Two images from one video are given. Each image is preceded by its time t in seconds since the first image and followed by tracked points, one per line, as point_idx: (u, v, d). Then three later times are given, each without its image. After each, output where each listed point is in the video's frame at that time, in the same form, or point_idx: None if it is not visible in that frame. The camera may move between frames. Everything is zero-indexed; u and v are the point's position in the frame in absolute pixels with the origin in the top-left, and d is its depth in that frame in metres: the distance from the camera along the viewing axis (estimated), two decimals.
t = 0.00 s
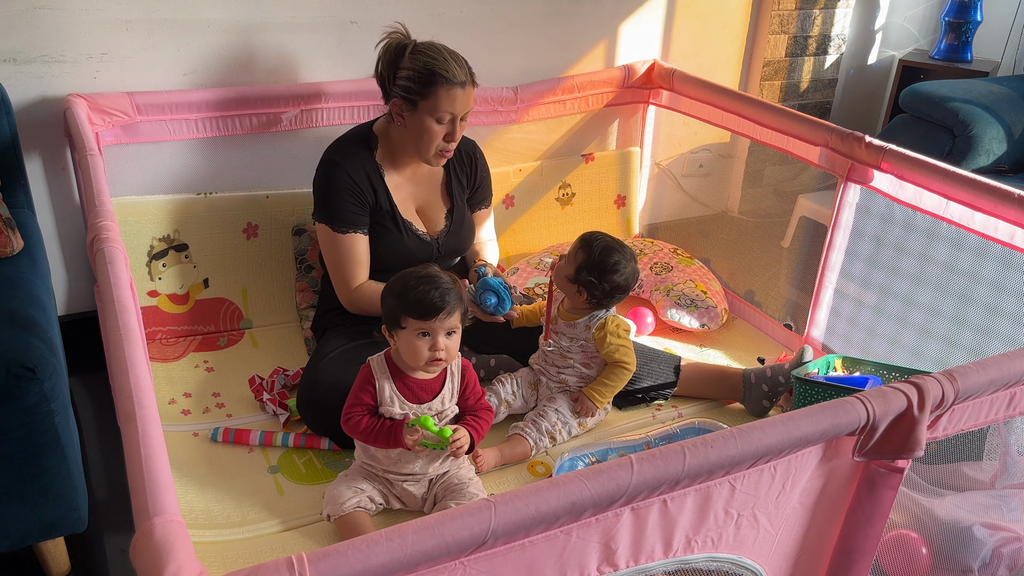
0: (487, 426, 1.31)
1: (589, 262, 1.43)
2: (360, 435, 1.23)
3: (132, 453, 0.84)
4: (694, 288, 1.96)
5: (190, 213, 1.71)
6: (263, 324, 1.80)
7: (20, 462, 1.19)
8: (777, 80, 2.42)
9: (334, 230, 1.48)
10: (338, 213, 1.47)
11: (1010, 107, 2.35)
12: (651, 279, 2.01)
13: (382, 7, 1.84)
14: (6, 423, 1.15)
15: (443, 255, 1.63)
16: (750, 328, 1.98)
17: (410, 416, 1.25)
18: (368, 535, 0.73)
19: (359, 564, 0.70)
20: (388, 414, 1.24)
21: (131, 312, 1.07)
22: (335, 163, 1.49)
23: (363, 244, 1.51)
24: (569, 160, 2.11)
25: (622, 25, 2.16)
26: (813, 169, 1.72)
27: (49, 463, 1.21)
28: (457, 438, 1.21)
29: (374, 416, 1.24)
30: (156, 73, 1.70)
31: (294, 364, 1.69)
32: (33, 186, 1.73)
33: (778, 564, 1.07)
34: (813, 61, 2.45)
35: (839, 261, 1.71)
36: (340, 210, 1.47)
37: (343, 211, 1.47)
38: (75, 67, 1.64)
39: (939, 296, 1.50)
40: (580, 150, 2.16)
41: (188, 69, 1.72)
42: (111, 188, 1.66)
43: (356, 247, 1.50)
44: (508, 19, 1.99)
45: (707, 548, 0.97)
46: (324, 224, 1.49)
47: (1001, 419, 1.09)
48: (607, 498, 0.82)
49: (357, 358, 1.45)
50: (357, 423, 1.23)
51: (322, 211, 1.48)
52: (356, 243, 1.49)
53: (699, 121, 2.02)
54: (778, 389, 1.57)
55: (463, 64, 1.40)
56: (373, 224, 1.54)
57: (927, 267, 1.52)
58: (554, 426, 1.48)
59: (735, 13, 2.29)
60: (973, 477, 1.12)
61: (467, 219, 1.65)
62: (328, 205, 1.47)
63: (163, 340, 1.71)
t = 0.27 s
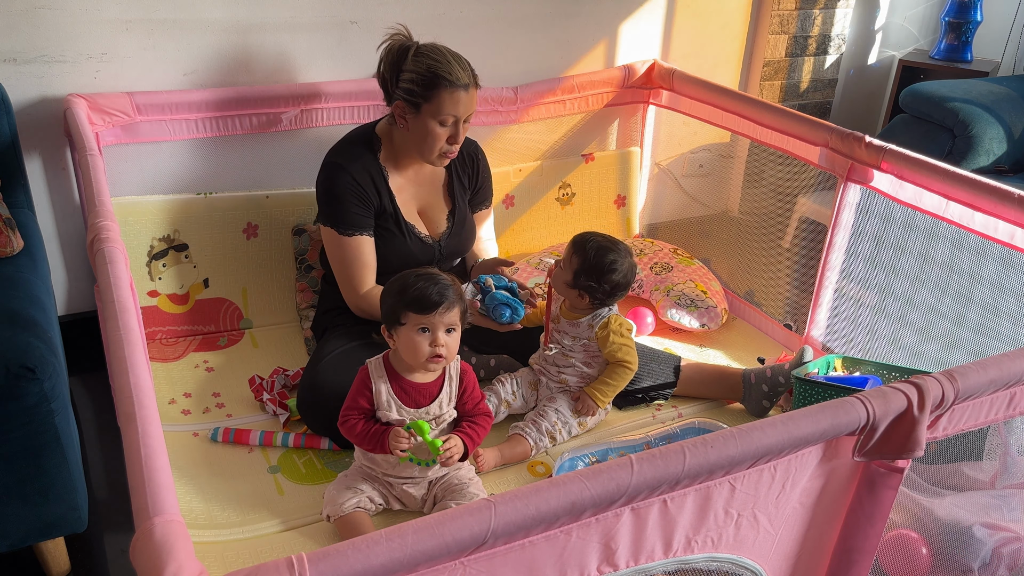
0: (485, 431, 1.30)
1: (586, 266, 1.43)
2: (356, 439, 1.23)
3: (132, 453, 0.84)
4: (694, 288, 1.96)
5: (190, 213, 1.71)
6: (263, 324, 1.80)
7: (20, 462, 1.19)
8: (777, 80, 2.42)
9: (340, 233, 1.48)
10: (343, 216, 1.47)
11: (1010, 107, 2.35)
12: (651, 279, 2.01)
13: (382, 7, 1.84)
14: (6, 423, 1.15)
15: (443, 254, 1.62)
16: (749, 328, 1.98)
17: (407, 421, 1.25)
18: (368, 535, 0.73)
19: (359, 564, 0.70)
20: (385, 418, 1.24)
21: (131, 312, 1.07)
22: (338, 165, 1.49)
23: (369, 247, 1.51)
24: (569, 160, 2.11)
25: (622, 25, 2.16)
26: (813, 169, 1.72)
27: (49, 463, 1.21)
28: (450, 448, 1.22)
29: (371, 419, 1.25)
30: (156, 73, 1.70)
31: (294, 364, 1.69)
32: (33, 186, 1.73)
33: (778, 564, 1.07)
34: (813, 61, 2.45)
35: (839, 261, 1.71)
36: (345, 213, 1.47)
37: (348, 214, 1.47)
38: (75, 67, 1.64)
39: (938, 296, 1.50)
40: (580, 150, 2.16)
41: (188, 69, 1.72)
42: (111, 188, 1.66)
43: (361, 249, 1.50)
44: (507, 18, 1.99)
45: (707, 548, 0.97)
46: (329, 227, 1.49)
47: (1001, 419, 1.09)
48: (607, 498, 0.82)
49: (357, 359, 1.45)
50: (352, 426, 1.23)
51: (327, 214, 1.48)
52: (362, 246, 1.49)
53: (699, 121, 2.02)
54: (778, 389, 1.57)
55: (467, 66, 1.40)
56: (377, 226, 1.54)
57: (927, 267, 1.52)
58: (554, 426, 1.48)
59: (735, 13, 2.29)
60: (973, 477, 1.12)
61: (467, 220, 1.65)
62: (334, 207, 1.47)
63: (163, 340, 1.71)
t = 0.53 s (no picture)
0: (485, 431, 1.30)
1: (592, 271, 1.43)
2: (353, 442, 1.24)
3: (132, 453, 0.84)
4: (694, 288, 1.96)
5: (190, 213, 1.71)
6: (263, 324, 1.80)
7: (20, 461, 1.19)
8: (777, 80, 2.42)
9: (341, 233, 1.48)
10: (346, 217, 1.47)
11: (1010, 107, 2.35)
12: (651, 279, 2.01)
13: (382, 7, 1.84)
14: (6, 423, 1.15)
15: (447, 255, 1.62)
16: (749, 328, 1.98)
17: (403, 420, 1.25)
18: (368, 535, 0.73)
19: (359, 564, 0.70)
20: (381, 418, 1.25)
21: (131, 312, 1.07)
22: (341, 166, 1.49)
23: (371, 247, 1.51)
24: (569, 160, 2.11)
25: (622, 25, 2.16)
26: (813, 169, 1.72)
27: (49, 463, 1.21)
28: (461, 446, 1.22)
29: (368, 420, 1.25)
30: (155, 73, 1.70)
31: (294, 364, 1.69)
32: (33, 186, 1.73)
33: (778, 564, 1.07)
34: (813, 61, 2.45)
35: (839, 261, 1.71)
36: (347, 213, 1.47)
37: (350, 214, 1.47)
38: (75, 67, 1.64)
39: (938, 296, 1.50)
40: (580, 149, 2.16)
41: (188, 69, 1.72)
42: (110, 188, 1.66)
43: (362, 250, 1.50)
44: (507, 18, 1.99)
45: (707, 548, 0.97)
46: (331, 228, 1.49)
47: (1002, 419, 1.09)
48: (607, 498, 0.82)
49: (358, 360, 1.45)
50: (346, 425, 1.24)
51: (329, 215, 1.48)
52: (364, 246, 1.50)
53: (699, 121, 2.02)
54: (778, 390, 1.57)
55: (471, 69, 1.40)
56: (380, 227, 1.54)
57: (927, 267, 1.52)
58: (554, 426, 1.48)
59: (735, 13, 2.29)
60: (973, 477, 1.12)
61: (468, 220, 1.64)
62: (336, 208, 1.47)
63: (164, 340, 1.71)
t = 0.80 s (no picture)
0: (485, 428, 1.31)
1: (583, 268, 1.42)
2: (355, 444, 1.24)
3: (132, 454, 0.84)
4: (694, 288, 1.96)
5: (190, 213, 1.71)
6: (263, 324, 1.80)
7: (20, 461, 1.19)
8: (777, 80, 2.42)
9: (341, 233, 1.48)
10: (346, 216, 1.47)
11: (1010, 107, 2.35)
12: (651, 279, 2.01)
13: (383, 7, 1.84)
14: (6, 423, 1.15)
15: (447, 255, 1.62)
16: (749, 328, 1.98)
17: (402, 419, 1.26)
18: (368, 535, 0.73)
19: (359, 564, 0.70)
20: (380, 417, 1.25)
21: (131, 312, 1.07)
22: (342, 165, 1.49)
23: (371, 247, 1.51)
24: (569, 160, 2.11)
25: (622, 25, 2.16)
26: (813, 169, 1.72)
27: (49, 463, 1.21)
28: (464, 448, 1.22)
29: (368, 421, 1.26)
30: (155, 73, 1.70)
31: (294, 364, 1.69)
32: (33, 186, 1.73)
33: (778, 564, 1.07)
34: (813, 61, 2.45)
35: (839, 261, 1.71)
36: (347, 212, 1.47)
37: (350, 214, 1.47)
38: (75, 67, 1.64)
39: (938, 296, 1.50)
40: (580, 149, 2.16)
41: (188, 69, 1.72)
42: (110, 188, 1.66)
43: (361, 250, 1.50)
44: (507, 18, 1.99)
45: (707, 548, 0.97)
46: (331, 227, 1.49)
47: (1001, 419, 1.09)
48: (607, 498, 0.82)
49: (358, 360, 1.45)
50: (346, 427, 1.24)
51: (329, 215, 1.48)
52: (365, 246, 1.50)
53: (699, 121, 2.02)
54: (778, 390, 1.57)
55: (473, 71, 1.40)
56: (380, 227, 1.54)
57: (927, 267, 1.52)
58: (553, 425, 1.48)
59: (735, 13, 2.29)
60: (973, 477, 1.12)
61: (468, 221, 1.64)
62: (336, 207, 1.47)
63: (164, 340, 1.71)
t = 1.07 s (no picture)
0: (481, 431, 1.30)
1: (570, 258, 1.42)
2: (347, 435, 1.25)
3: (132, 454, 0.84)
4: (694, 288, 1.96)
5: (190, 213, 1.71)
6: (263, 324, 1.80)
7: (20, 461, 1.19)
8: (777, 80, 2.42)
9: (341, 232, 1.48)
10: (345, 215, 1.47)
11: (1010, 107, 2.35)
12: (651, 279, 2.01)
13: (383, 7, 1.84)
14: (6, 423, 1.15)
15: (447, 254, 1.62)
16: (749, 328, 1.98)
17: (395, 416, 1.25)
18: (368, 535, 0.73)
19: (359, 564, 0.70)
20: (373, 413, 1.25)
21: (130, 311, 1.07)
22: (342, 165, 1.49)
23: (371, 246, 1.51)
24: (569, 160, 2.11)
25: (622, 25, 2.16)
26: (813, 169, 1.72)
27: (49, 463, 1.21)
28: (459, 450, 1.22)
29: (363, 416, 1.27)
30: (155, 73, 1.70)
31: (294, 364, 1.69)
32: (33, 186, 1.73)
33: (778, 564, 1.07)
34: (813, 61, 2.45)
35: (839, 261, 1.71)
36: (347, 211, 1.47)
37: (350, 213, 1.47)
38: (75, 67, 1.64)
39: (938, 296, 1.50)
40: (580, 149, 2.16)
41: (188, 69, 1.72)
42: (110, 188, 1.67)
43: (361, 249, 1.49)
44: (507, 18, 1.99)
45: (707, 548, 0.97)
46: (330, 227, 1.49)
47: (1001, 419, 1.09)
48: (607, 498, 0.82)
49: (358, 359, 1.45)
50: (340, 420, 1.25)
51: (329, 215, 1.48)
52: (364, 246, 1.49)
53: (699, 121, 2.02)
54: (778, 390, 1.57)
55: (473, 72, 1.40)
56: (379, 226, 1.54)
57: (927, 267, 1.52)
58: (551, 424, 1.48)
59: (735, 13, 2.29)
60: (973, 477, 1.12)
61: (468, 221, 1.64)
62: (336, 207, 1.47)
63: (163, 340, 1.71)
